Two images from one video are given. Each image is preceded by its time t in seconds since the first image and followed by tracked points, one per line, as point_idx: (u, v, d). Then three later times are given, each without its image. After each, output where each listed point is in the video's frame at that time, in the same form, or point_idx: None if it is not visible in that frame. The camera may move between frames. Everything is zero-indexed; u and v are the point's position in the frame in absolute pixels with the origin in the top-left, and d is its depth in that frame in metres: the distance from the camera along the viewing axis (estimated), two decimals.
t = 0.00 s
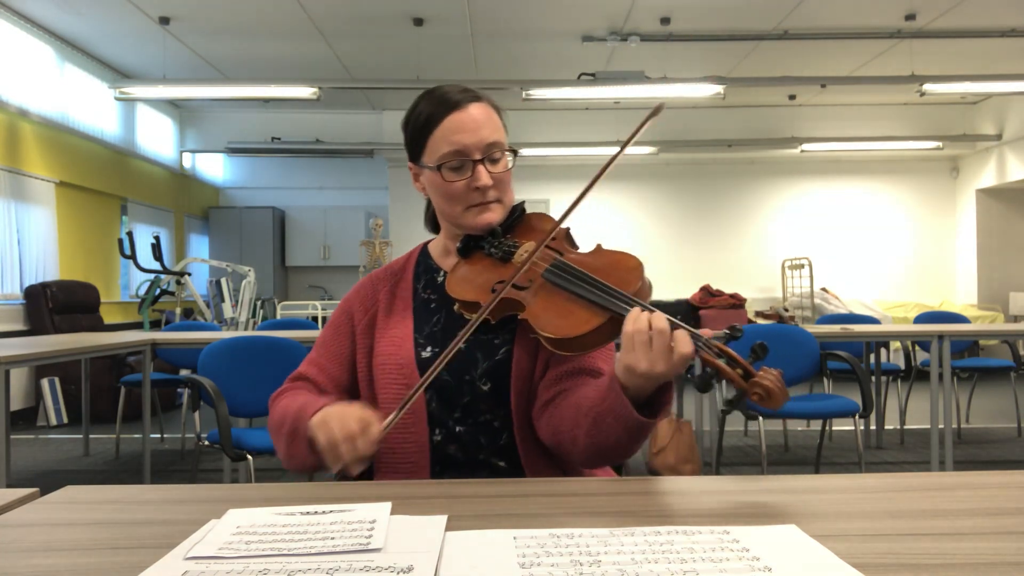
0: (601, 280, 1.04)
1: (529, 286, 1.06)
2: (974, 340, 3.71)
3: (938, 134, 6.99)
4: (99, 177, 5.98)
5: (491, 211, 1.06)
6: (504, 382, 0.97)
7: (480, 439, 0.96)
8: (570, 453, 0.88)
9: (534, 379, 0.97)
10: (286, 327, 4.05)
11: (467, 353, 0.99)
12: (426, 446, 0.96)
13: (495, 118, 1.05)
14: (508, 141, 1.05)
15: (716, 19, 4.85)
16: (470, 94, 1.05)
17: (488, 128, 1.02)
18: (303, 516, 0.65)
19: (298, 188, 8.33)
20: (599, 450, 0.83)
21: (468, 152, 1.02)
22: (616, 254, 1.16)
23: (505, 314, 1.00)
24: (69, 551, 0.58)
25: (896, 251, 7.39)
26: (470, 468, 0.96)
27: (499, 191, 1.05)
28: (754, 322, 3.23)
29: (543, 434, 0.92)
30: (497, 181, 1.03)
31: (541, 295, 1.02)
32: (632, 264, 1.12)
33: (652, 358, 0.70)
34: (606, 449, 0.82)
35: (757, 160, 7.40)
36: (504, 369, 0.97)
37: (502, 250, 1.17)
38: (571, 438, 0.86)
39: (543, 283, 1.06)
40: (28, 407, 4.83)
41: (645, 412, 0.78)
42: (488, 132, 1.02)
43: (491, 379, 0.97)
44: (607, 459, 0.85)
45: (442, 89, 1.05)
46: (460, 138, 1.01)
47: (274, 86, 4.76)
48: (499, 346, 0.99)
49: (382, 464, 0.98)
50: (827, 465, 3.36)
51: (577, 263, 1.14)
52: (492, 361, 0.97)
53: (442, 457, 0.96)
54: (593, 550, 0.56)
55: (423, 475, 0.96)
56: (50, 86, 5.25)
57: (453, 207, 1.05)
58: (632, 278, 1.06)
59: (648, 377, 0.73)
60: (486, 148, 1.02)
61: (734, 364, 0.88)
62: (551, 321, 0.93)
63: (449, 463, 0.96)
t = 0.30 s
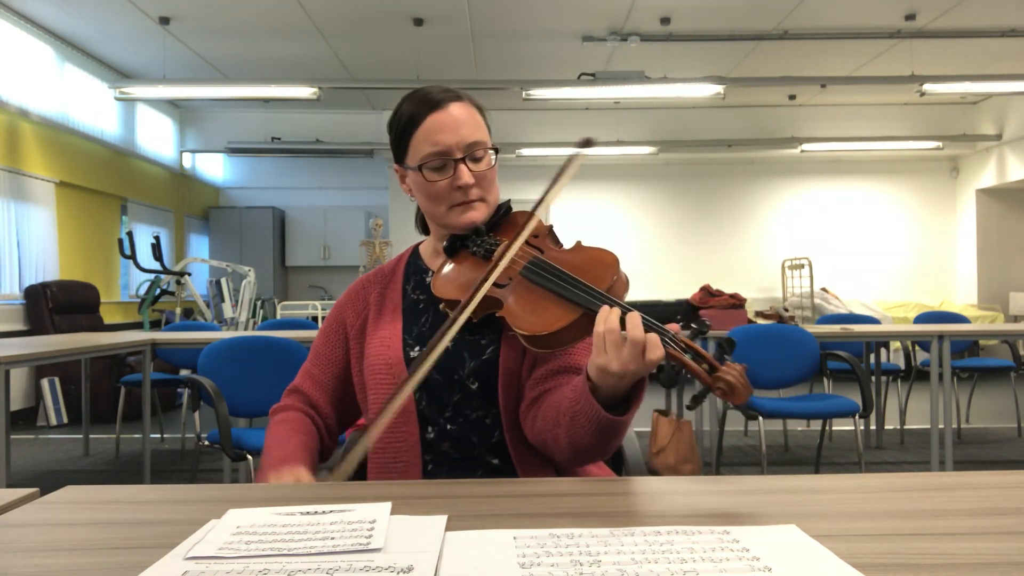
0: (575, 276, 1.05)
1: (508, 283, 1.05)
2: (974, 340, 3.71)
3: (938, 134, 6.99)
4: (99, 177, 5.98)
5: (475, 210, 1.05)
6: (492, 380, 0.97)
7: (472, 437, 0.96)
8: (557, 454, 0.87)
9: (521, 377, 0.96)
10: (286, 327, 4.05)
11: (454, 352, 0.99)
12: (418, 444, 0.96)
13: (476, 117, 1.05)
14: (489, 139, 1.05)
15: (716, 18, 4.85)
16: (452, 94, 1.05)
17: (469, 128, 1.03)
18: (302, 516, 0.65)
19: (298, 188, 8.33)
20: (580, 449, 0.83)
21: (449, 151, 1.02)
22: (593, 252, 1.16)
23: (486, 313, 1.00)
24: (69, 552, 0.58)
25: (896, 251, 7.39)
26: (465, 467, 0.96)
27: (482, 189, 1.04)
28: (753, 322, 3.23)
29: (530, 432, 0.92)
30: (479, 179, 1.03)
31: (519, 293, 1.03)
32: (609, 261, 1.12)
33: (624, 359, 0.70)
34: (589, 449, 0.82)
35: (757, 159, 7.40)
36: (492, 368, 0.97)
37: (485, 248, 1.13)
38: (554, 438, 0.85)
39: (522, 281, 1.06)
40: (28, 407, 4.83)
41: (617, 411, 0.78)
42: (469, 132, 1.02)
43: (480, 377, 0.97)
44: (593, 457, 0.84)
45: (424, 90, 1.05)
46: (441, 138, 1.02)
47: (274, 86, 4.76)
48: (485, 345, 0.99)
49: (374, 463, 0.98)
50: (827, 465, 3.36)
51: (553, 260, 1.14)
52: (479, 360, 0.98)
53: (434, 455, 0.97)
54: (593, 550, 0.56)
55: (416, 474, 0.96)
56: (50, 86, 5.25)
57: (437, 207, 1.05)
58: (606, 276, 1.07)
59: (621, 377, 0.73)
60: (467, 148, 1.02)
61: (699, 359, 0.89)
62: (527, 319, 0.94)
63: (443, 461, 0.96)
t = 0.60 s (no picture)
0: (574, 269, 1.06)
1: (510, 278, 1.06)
2: (975, 341, 3.70)
3: (938, 134, 6.99)
4: (99, 178, 5.97)
5: (473, 209, 1.06)
6: (494, 380, 0.97)
7: (473, 438, 0.95)
8: (561, 450, 0.88)
9: (523, 376, 0.96)
10: (286, 327, 4.05)
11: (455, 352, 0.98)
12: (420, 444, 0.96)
13: (473, 117, 1.05)
14: (486, 138, 1.05)
15: (715, 18, 4.84)
16: (448, 94, 1.05)
17: (466, 127, 1.03)
18: (302, 516, 0.65)
19: (298, 188, 8.32)
20: (583, 442, 0.84)
21: (447, 152, 1.02)
22: (591, 245, 1.17)
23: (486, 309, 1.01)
24: (69, 552, 0.58)
25: (897, 251, 7.39)
26: (467, 467, 0.96)
27: (480, 188, 1.05)
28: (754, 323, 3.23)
29: (532, 430, 0.92)
30: (477, 179, 1.04)
31: (520, 288, 1.03)
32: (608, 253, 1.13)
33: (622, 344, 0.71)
34: (592, 442, 0.83)
35: (757, 159, 7.39)
36: (493, 368, 0.97)
37: (484, 246, 1.16)
38: (557, 435, 0.86)
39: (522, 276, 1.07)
40: (28, 407, 4.82)
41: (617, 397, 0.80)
42: (466, 131, 1.02)
43: (481, 376, 0.97)
44: (597, 448, 0.85)
45: (420, 91, 1.05)
46: (438, 139, 1.02)
47: (273, 86, 4.76)
48: (486, 345, 0.99)
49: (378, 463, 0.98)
50: (827, 466, 3.36)
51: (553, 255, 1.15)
52: (481, 360, 0.98)
53: (435, 456, 0.96)
54: (592, 550, 0.56)
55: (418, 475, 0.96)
56: (50, 86, 5.25)
57: (435, 207, 1.06)
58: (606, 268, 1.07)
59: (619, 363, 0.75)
60: (465, 147, 1.03)
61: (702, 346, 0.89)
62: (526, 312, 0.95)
63: (444, 462, 0.96)
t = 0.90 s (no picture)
0: (599, 272, 1.06)
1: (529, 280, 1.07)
2: (975, 340, 3.70)
3: (937, 134, 6.98)
4: (99, 177, 5.97)
5: (492, 209, 1.06)
6: (505, 379, 0.97)
7: (479, 437, 0.95)
8: (571, 448, 0.88)
9: (536, 376, 0.97)
10: (286, 327, 4.06)
11: (468, 350, 0.99)
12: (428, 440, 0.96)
13: (496, 117, 1.05)
14: (509, 139, 1.05)
15: (715, 18, 4.84)
16: (472, 94, 1.05)
17: (490, 127, 1.03)
18: (302, 516, 0.65)
19: (298, 188, 8.32)
20: (596, 441, 0.84)
21: (469, 150, 1.02)
22: (614, 249, 1.18)
23: (505, 309, 1.01)
24: (69, 552, 0.58)
25: (897, 251, 7.39)
26: (471, 467, 0.96)
27: (500, 189, 1.05)
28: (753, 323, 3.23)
29: (543, 429, 0.92)
30: (498, 180, 1.04)
31: (542, 289, 1.04)
32: (631, 257, 1.13)
33: (651, 344, 0.70)
34: (606, 440, 0.82)
35: (757, 159, 7.40)
36: (505, 367, 0.97)
37: (503, 246, 1.18)
38: (572, 431, 0.86)
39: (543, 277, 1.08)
40: (28, 407, 4.83)
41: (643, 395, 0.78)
42: (489, 131, 1.03)
43: (493, 375, 0.97)
44: (608, 449, 0.85)
45: (444, 90, 1.05)
46: (461, 136, 1.02)
47: (273, 86, 4.76)
48: (500, 343, 0.99)
49: (383, 462, 0.98)
50: (827, 465, 3.36)
51: (576, 256, 1.16)
52: (494, 358, 0.98)
53: (441, 455, 0.97)
54: (593, 550, 0.56)
55: (422, 475, 0.96)
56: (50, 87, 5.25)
57: (454, 206, 1.06)
58: (632, 271, 1.08)
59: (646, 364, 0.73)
60: (487, 147, 1.03)
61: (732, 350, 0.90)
62: (549, 312, 0.95)
63: (449, 461, 0.96)
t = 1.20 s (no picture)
0: (623, 282, 1.07)
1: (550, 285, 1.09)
2: (975, 340, 3.70)
3: (938, 134, 6.98)
4: (99, 177, 5.97)
5: (518, 209, 1.06)
6: (519, 380, 0.97)
7: (488, 437, 0.95)
8: (579, 456, 0.88)
9: (549, 381, 0.97)
10: (287, 327, 4.06)
11: (484, 348, 0.99)
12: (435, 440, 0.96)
13: (531, 118, 1.05)
14: (541, 140, 1.06)
15: (716, 18, 4.84)
16: (509, 93, 1.06)
17: (524, 126, 1.03)
18: (303, 516, 0.65)
19: (298, 187, 8.32)
20: (604, 451, 0.82)
21: (502, 147, 1.02)
22: (636, 260, 1.19)
23: (525, 311, 1.02)
24: (68, 552, 0.58)
25: (897, 251, 7.39)
26: (477, 467, 0.96)
27: (528, 190, 1.05)
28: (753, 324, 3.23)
29: (554, 435, 0.92)
30: (527, 179, 1.04)
31: (561, 294, 1.05)
32: (654, 270, 1.14)
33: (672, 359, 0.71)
34: (619, 452, 0.81)
35: (757, 159, 7.39)
36: (519, 368, 0.97)
37: (525, 248, 1.18)
38: (583, 440, 0.85)
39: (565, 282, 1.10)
40: (28, 407, 4.82)
41: (662, 412, 0.78)
42: (524, 130, 1.03)
43: (507, 376, 0.97)
44: (619, 461, 0.84)
45: (481, 87, 1.05)
46: (495, 133, 1.02)
47: (273, 86, 4.76)
48: (516, 344, 0.99)
49: (390, 460, 0.97)
50: (827, 465, 3.36)
51: (599, 264, 1.17)
52: (508, 359, 0.98)
53: (449, 452, 0.97)
54: (593, 550, 0.56)
55: (427, 475, 0.95)
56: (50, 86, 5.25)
57: (480, 200, 1.05)
58: (654, 282, 1.09)
59: (666, 379, 0.74)
60: (520, 145, 1.03)
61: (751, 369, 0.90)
62: (569, 318, 0.96)
63: (457, 459, 0.96)
